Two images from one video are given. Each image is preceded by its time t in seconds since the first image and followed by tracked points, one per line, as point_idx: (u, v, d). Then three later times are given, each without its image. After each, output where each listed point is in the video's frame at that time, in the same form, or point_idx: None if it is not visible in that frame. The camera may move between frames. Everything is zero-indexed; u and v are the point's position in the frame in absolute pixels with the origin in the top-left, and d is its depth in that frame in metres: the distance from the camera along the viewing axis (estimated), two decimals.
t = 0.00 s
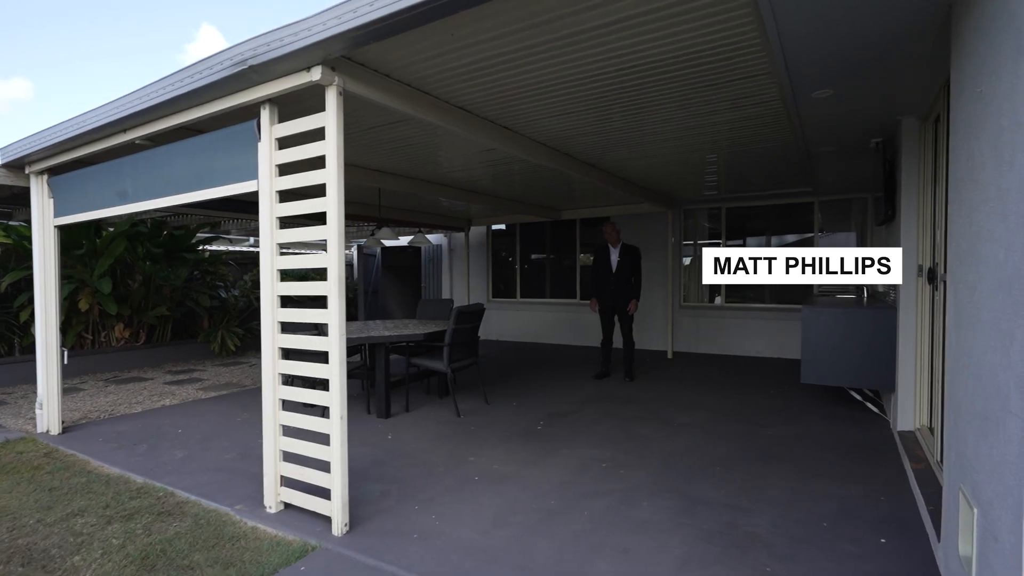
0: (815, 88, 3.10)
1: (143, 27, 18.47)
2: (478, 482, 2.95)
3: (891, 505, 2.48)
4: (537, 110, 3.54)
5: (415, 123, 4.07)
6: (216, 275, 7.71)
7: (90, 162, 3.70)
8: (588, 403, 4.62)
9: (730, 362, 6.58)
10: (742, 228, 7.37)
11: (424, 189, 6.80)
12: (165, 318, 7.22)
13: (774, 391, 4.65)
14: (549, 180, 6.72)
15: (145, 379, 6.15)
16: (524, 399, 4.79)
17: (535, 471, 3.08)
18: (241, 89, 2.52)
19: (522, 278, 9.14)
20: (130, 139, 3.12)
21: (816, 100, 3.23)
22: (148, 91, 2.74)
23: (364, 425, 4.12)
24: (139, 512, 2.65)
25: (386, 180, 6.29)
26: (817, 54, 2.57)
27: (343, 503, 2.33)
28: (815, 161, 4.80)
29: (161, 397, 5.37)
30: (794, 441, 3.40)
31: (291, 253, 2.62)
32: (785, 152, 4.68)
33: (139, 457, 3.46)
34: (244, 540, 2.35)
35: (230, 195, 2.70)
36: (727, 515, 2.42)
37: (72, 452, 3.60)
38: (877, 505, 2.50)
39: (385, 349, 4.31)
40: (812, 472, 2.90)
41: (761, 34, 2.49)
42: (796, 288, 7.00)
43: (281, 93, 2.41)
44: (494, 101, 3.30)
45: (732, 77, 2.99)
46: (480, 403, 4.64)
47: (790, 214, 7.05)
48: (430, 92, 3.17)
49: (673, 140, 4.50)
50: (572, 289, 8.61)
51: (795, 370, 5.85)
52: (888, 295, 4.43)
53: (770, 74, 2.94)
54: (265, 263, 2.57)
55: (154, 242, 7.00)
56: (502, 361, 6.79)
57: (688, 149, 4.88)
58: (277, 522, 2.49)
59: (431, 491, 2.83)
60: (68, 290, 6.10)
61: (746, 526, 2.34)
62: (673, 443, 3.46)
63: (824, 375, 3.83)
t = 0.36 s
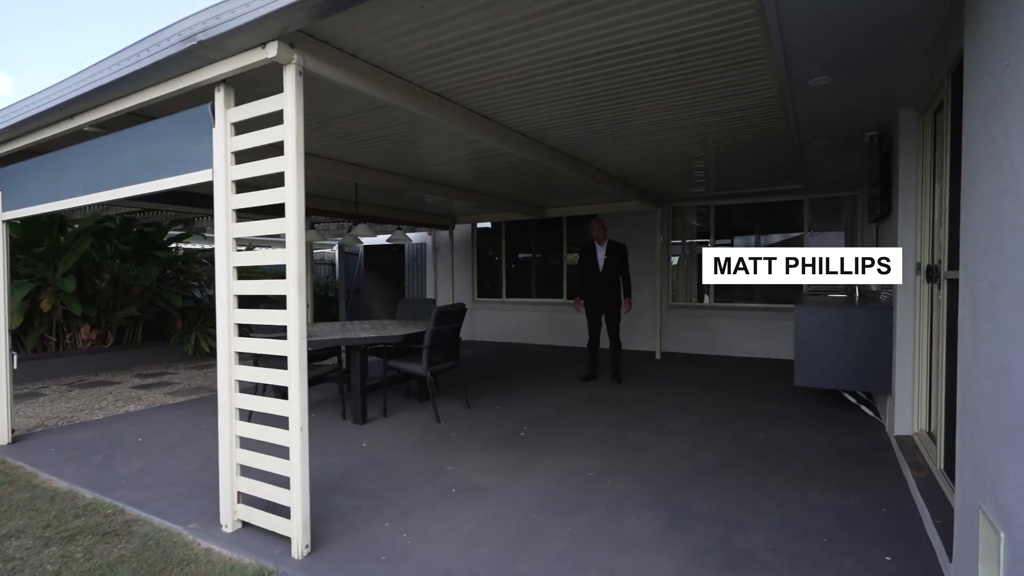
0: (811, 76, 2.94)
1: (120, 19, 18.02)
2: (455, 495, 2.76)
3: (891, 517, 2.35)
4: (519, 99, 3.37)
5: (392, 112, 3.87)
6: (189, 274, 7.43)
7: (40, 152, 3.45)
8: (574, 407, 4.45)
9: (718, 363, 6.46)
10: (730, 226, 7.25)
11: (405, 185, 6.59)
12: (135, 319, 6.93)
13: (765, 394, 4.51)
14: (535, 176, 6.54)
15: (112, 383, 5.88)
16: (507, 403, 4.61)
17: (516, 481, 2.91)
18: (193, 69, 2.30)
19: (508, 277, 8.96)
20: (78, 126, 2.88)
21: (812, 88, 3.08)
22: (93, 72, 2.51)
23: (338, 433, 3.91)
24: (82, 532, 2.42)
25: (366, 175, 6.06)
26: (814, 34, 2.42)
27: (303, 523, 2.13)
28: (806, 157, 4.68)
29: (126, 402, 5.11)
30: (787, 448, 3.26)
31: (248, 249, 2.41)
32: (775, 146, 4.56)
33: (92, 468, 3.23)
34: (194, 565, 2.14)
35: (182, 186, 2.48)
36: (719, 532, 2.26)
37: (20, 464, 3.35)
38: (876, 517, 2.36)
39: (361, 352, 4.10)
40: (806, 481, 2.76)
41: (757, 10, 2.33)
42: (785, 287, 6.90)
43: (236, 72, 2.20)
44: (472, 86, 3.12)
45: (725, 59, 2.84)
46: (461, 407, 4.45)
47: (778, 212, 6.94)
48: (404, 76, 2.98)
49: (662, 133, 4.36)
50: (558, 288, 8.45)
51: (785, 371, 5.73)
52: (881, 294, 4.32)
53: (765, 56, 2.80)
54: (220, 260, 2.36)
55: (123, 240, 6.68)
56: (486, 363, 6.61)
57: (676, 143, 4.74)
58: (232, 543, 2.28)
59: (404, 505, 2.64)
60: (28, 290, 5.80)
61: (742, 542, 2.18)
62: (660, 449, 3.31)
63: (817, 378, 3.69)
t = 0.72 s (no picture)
0: (804, 67, 2.80)
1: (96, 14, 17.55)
2: (429, 512, 2.58)
3: (889, 535, 2.22)
4: (499, 89, 3.21)
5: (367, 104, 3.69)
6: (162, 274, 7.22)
7: None
8: (559, 413, 4.29)
9: (706, 366, 6.34)
10: (718, 227, 7.13)
11: (386, 183, 6.39)
12: (105, 321, 6.68)
13: (755, 400, 4.38)
14: (521, 174, 6.37)
15: (78, 389, 5.63)
16: (490, 410, 4.44)
17: (494, 496, 2.74)
18: (137, 53, 2.10)
19: (494, 278, 8.79)
20: (20, 116, 2.67)
21: (805, 79, 2.93)
22: (32, 55, 2.30)
23: (310, 443, 3.71)
24: (18, 559, 2.22)
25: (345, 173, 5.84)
26: (809, 20, 2.27)
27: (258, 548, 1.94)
28: (797, 154, 4.57)
29: (90, 409, 4.87)
30: (778, 457, 3.13)
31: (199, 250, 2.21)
32: (766, 143, 4.45)
33: (41, 484, 3.01)
34: None
35: (129, 181, 2.28)
36: (709, 553, 2.11)
37: None
38: (874, 534, 2.23)
39: (335, 356, 3.89)
40: (799, 494, 2.62)
41: None
42: (774, 288, 6.80)
43: (184, 56, 2.01)
44: (449, 74, 2.95)
45: (714, 46, 2.69)
46: (442, 414, 4.28)
47: (767, 212, 6.84)
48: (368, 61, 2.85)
49: (649, 129, 4.23)
50: (545, 289, 8.29)
51: (775, 374, 5.62)
52: (873, 296, 4.20)
53: (758, 44, 2.66)
54: (168, 261, 2.16)
55: (93, 239, 6.44)
56: (470, 367, 6.43)
57: (663, 140, 4.61)
58: (181, 570, 2.08)
59: (373, 525, 2.46)
60: None
61: (732, 565, 2.03)
62: (647, 460, 3.17)
63: (808, 383, 3.56)
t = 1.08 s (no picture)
0: (792, 58, 2.66)
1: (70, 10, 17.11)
2: (395, 527, 2.42)
3: (881, 550, 2.10)
4: (474, 76, 3.08)
5: (338, 97, 3.52)
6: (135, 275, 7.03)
7: None
8: (541, 418, 4.15)
9: (693, 368, 6.23)
10: (705, 227, 7.03)
11: (366, 181, 6.19)
12: (75, 323, 6.42)
13: (742, 403, 4.27)
14: (504, 172, 6.22)
15: (42, 394, 5.39)
16: (470, 415, 4.29)
17: (467, 508, 2.59)
18: (70, 32, 1.93)
19: (479, 278, 8.63)
20: None
21: (792, 71, 2.81)
22: None
23: (278, 451, 3.54)
24: None
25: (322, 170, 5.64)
26: (797, 6, 2.14)
27: None
28: (784, 152, 4.48)
29: (52, 416, 4.65)
30: (766, 465, 3.01)
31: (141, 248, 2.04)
32: (752, 140, 4.36)
33: None
34: None
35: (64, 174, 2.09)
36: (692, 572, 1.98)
37: None
38: (865, 549, 2.11)
39: (305, 359, 3.72)
40: (787, 506, 2.50)
41: None
42: (762, 288, 6.71)
43: (120, 35, 1.84)
44: (419, 56, 2.81)
45: (696, 31, 2.58)
46: (419, 420, 4.12)
47: (755, 211, 6.76)
48: (333, 47, 2.69)
49: (633, 126, 4.13)
50: (530, 289, 8.15)
51: (763, 376, 5.52)
52: (862, 296, 4.10)
53: (741, 30, 2.56)
54: (106, 260, 1.98)
55: (60, 237, 6.21)
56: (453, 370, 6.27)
57: (648, 137, 4.50)
58: None
59: (336, 542, 2.30)
60: None
61: None
62: (629, 468, 3.03)
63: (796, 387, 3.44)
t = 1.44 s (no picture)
0: (778, 50, 2.51)
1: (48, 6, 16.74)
2: (357, 550, 2.25)
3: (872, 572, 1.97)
4: (447, 65, 2.91)
5: (306, 91, 3.34)
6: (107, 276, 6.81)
7: None
8: (522, 425, 4.00)
9: (680, 370, 6.12)
10: (693, 226, 6.92)
11: (345, 179, 6.00)
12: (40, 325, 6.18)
13: (729, 409, 4.14)
14: (488, 171, 6.07)
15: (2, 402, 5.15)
16: (448, 422, 4.13)
17: (436, 526, 2.43)
18: None
19: (463, 279, 8.47)
20: None
21: (778, 65, 2.66)
22: None
23: (242, 464, 3.37)
24: None
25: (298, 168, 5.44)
26: None
27: None
28: (771, 150, 4.37)
29: (8, 425, 4.43)
30: (751, 479, 2.88)
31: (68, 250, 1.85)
32: (740, 137, 4.23)
33: None
34: None
35: None
36: None
37: None
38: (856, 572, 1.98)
39: (274, 366, 3.54)
40: (774, 524, 2.37)
41: None
42: (750, 289, 6.62)
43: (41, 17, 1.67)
44: (386, 45, 2.64)
45: (679, 16, 2.42)
46: (393, 428, 3.96)
47: (742, 211, 6.66)
48: (293, 36, 2.51)
49: (617, 122, 3.99)
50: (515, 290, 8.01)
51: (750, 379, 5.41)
52: (849, 299, 4.01)
53: (725, 17, 2.40)
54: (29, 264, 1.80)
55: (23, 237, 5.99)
56: (434, 375, 6.11)
57: (633, 135, 4.36)
58: None
59: (291, 567, 2.14)
60: None
61: None
62: (609, 481, 2.89)
63: (783, 394, 3.31)
